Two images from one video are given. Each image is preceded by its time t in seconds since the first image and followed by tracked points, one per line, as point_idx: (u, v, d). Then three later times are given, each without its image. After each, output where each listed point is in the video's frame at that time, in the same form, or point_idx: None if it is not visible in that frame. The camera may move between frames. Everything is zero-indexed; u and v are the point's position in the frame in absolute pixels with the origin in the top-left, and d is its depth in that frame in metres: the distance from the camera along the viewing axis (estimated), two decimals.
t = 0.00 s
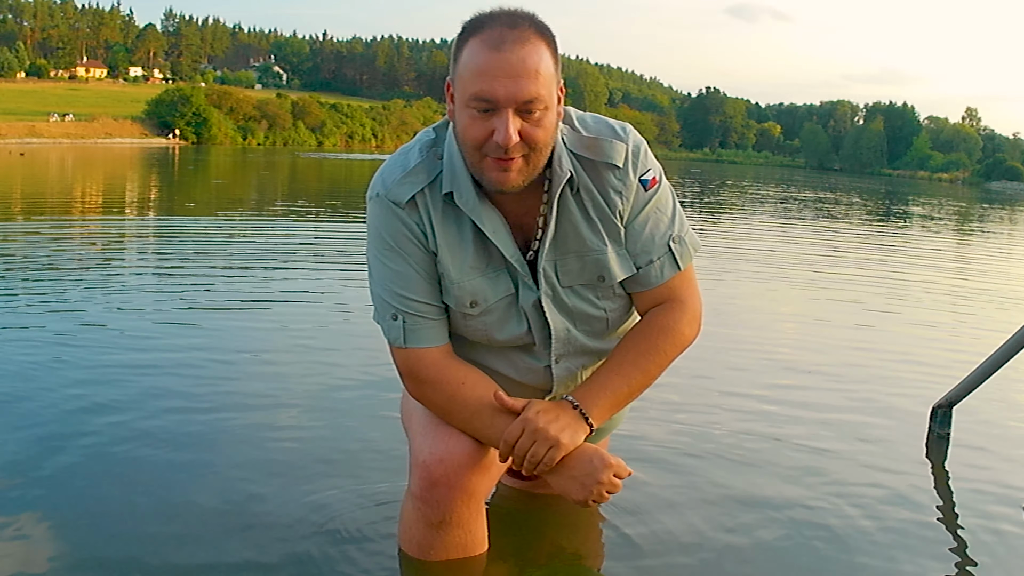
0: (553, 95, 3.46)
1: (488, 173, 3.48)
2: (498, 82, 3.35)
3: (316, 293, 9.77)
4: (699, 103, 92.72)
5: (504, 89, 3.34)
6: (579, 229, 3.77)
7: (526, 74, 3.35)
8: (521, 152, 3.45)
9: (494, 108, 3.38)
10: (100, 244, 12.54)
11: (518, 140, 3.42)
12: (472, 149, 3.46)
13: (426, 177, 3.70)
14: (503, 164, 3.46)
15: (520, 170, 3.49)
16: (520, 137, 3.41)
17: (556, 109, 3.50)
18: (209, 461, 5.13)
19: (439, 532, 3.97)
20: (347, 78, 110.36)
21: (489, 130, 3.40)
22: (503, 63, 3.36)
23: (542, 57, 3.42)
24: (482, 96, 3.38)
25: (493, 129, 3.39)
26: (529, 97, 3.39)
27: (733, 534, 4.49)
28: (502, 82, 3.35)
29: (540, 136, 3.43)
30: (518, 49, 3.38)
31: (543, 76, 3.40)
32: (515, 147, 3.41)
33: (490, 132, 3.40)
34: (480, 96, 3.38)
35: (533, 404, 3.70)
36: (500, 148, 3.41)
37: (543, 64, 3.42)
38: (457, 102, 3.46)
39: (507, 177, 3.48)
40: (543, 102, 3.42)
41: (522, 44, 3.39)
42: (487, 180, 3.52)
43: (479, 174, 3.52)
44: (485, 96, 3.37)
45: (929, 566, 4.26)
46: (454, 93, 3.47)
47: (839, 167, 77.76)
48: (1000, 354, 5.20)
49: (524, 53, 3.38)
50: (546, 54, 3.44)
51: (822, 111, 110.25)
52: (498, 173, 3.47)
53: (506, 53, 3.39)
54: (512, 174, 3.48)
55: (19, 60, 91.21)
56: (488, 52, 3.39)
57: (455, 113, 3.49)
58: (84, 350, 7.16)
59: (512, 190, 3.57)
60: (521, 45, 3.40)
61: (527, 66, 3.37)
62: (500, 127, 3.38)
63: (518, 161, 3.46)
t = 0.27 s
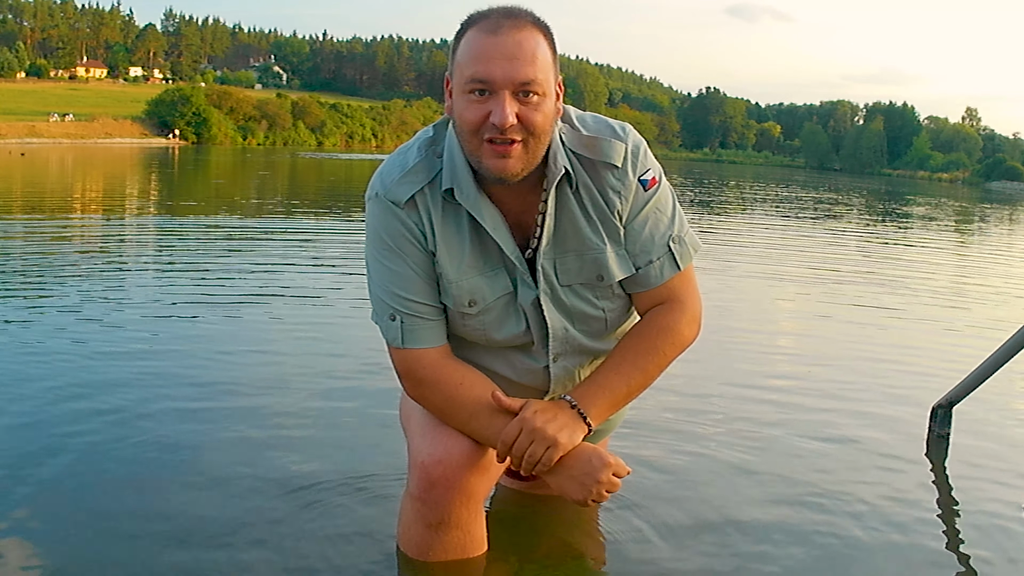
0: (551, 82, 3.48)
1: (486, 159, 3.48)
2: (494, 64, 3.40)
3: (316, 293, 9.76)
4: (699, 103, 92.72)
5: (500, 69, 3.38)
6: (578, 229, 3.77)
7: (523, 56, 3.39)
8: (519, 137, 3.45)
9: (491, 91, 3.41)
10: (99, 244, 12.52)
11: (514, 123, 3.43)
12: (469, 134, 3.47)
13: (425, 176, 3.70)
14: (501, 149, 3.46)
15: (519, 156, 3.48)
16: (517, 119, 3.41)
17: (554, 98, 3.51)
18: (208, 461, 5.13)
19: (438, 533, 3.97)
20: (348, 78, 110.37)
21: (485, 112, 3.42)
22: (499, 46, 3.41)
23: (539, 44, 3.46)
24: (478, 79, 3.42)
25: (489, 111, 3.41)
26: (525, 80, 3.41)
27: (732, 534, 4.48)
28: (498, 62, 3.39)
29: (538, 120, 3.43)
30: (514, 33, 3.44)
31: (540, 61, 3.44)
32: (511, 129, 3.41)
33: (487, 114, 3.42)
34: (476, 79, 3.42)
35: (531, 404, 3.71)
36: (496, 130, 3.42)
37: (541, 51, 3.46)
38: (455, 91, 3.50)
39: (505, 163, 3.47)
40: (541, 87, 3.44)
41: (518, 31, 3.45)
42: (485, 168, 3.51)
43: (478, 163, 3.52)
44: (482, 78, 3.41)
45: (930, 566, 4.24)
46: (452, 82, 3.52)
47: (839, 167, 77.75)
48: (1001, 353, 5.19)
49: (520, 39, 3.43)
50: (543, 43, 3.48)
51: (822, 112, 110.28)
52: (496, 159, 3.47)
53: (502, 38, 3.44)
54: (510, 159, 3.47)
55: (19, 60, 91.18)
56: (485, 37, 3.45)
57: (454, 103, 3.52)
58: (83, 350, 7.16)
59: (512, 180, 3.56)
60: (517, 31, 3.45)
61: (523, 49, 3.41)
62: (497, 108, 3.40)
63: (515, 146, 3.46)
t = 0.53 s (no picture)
0: (552, 93, 3.47)
1: (486, 171, 3.48)
2: (495, 76, 3.38)
3: (316, 292, 9.76)
4: (699, 103, 92.70)
5: (501, 82, 3.37)
6: (579, 230, 3.77)
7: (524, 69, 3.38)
8: (520, 149, 3.45)
9: (492, 103, 3.40)
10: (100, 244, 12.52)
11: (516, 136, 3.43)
12: (470, 146, 3.46)
13: (426, 175, 3.70)
14: (502, 161, 3.46)
15: (519, 167, 3.49)
16: (517, 133, 3.41)
17: (555, 108, 3.50)
18: (207, 461, 5.13)
19: (437, 534, 3.97)
20: (347, 77, 110.36)
21: (486, 126, 3.42)
22: (501, 58, 3.39)
23: (541, 54, 3.44)
24: (479, 91, 3.41)
25: (490, 123, 3.41)
26: (527, 93, 3.41)
27: (731, 534, 4.48)
28: (499, 75, 3.38)
29: (539, 133, 3.43)
30: (516, 44, 3.42)
31: (542, 73, 3.43)
32: (512, 142, 3.41)
33: (488, 128, 3.42)
34: (478, 91, 3.41)
35: (530, 406, 3.71)
36: (497, 144, 3.42)
37: (543, 61, 3.45)
38: (456, 99, 3.49)
39: (505, 175, 3.47)
40: (542, 98, 3.43)
41: (521, 41, 3.43)
42: (486, 178, 3.52)
43: (478, 173, 3.52)
44: (483, 90, 3.40)
45: (929, 567, 4.24)
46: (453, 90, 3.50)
47: (839, 166, 77.72)
48: (1000, 354, 5.21)
49: (523, 50, 3.41)
50: (545, 53, 3.46)
51: (822, 111, 110.26)
52: (496, 171, 3.48)
53: (504, 48, 3.42)
54: (510, 171, 3.47)
55: (19, 60, 91.15)
56: (487, 47, 3.43)
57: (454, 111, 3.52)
58: (82, 349, 7.15)
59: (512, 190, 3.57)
60: (520, 41, 3.43)
61: (525, 61, 3.40)
62: (498, 121, 3.39)
63: (516, 158, 3.46)
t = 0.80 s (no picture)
0: (551, 97, 3.46)
1: (486, 176, 3.47)
2: (495, 79, 3.38)
3: (317, 292, 9.76)
4: (699, 104, 92.68)
5: (501, 85, 3.37)
6: (580, 231, 3.77)
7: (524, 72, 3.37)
8: (520, 154, 3.45)
9: (492, 107, 3.39)
10: (101, 243, 12.53)
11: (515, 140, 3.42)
12: (470, 150, 3.46)
13: (427, 175, 3.70)
14: (501, 166, 3.45)
15: (519, 172, 3.48)
16: (517, 137, 3.40)
17: (555, 112, 3.49)
18: (207, 460, 5.12)
19: (436, 535, 3.97)
20: (348, 78, 110.44)
21: (486, 129, 3.41)
22: (500, 62, 3.39)
23: (540, 57, 3.44)
24: (479, 94, 3.40)
25: (490, 128, 3.40)
26: (526, 96, 3.40)
27: (731, 534, 4.47)
28: (499, 79, 3.37)
29: (538, 137, 3.43)
30: (516, 47, 3.41)
31: (542, 76, 3.42)
32: (511, 147, 3.40)
33: (487, 132, 3.41)
34: (477, 94, 3.40)
35: (529, 407, 3.71)
36: (497, 148, 3.41)
37: (542, 64, 3.44)
38: (456, 103, 3.48)
39: (505, 181, 3.46)
40: (542, 102, 3.42)
41: (519, 45, 3.42)
42: (485, 183, 3.51)
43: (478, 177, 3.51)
44: (483, 93, 3.39)
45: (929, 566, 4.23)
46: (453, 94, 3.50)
47: (839, 167, 77.66)
48: (1001, 353, 5.20)
49: (522, 54, 3.41)
50: (545, 57, 3.45)
51: (822, 112, 110.21)
52: (496, 176, 3.47)
53: (504, 52, 3.41)
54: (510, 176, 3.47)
55: (19, 60, 91.19)
56: (486, 50, 3.42)
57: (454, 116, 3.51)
58: (81, 348, 7.15)
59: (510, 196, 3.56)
60: (519, 45, 3.43)
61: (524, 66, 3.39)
62: (498, 125, 3.38)
63: (515, 164, 3.45)
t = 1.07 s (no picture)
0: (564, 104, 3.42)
1: (509, 189, 3.48)
2: (515, 102, 3.30)
3: (317, 292, 9.76)
4: (699, 103, 92.70)
5: (521, 107, 3.30)
6: (578, 230, 3.77)
7: (541, 88, 3.31)
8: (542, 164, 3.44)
9: (513, 127, 3.34)
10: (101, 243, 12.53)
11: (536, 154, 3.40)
12: (493, 168, 3.43)
13: (427, 177, 3.70)
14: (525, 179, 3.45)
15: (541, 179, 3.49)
16: (540, 151, 3.39)
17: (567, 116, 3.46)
18: (206, 461, 5.11)
19: (435, 535, 3.97)
20: (348, 78, 110.40)
21: (509, 149, 3.37)
22: (516, 83, 3.30)
23: (550, 63, 3.37)
24: (498, 118, 3.33)
25: (514, 148, 3.37)
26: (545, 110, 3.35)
27: (731, 535, 4.46)
28: (518, 101, 3.30)
29: (558, 145, 3.42)
30: (528, 61, 3.32)
31: (556, 85, 3.36)
32: (535, 163, 3.39)
33: (510, 151, 3.38)
34: (497, 118, 3.33)
35: (528, 407, 3.71)
36: (520, 165, 3.39)
37: (553, 69, 3.38)
38: (472, 121, 3.41)
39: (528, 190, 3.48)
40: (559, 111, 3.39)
41: (530, 59, 3.33)
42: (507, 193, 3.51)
43: (498, 189, 3.51)
44: (503, 117, 3.32)
45: (930, 567, 4.22)
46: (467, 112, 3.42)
47: (839, 166, 77.67)
48: (1001, 353, 5.19)
49: (534, 69, 3.32)
50: (553, 64, 3.38)
51: (821, 112, 110.22)
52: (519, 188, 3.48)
53: (516, 68, 3.32)
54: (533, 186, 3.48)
55: (19, 60, 91.19)
56: (498, 69, 3.32)
57: (468, 132, 3.45)
58: (80, 349, 7.14)
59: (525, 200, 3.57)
60: (529, 58, 3.33)
61: (538, 82, 3.31)
62: (522, 146, 3.35)
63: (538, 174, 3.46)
